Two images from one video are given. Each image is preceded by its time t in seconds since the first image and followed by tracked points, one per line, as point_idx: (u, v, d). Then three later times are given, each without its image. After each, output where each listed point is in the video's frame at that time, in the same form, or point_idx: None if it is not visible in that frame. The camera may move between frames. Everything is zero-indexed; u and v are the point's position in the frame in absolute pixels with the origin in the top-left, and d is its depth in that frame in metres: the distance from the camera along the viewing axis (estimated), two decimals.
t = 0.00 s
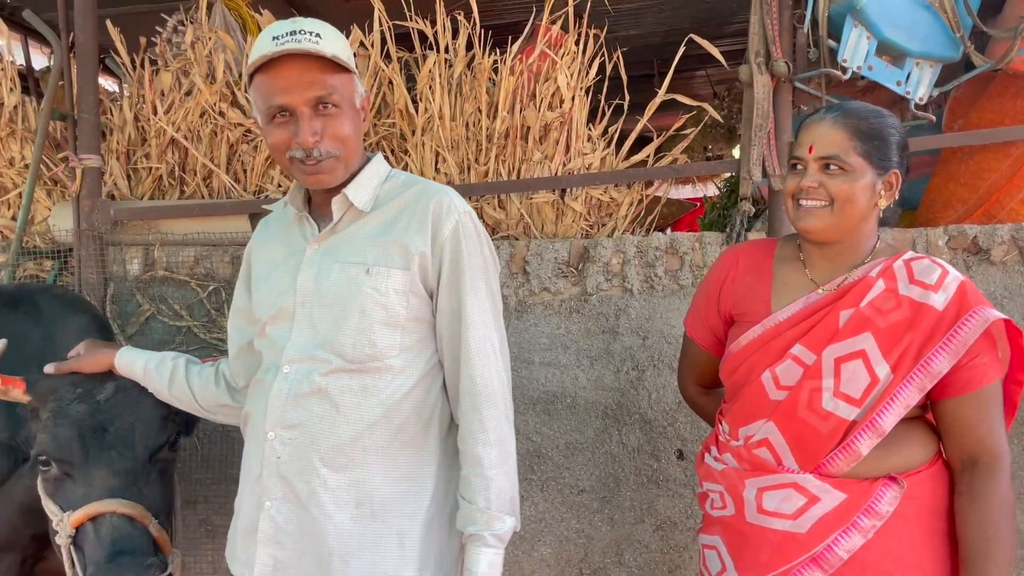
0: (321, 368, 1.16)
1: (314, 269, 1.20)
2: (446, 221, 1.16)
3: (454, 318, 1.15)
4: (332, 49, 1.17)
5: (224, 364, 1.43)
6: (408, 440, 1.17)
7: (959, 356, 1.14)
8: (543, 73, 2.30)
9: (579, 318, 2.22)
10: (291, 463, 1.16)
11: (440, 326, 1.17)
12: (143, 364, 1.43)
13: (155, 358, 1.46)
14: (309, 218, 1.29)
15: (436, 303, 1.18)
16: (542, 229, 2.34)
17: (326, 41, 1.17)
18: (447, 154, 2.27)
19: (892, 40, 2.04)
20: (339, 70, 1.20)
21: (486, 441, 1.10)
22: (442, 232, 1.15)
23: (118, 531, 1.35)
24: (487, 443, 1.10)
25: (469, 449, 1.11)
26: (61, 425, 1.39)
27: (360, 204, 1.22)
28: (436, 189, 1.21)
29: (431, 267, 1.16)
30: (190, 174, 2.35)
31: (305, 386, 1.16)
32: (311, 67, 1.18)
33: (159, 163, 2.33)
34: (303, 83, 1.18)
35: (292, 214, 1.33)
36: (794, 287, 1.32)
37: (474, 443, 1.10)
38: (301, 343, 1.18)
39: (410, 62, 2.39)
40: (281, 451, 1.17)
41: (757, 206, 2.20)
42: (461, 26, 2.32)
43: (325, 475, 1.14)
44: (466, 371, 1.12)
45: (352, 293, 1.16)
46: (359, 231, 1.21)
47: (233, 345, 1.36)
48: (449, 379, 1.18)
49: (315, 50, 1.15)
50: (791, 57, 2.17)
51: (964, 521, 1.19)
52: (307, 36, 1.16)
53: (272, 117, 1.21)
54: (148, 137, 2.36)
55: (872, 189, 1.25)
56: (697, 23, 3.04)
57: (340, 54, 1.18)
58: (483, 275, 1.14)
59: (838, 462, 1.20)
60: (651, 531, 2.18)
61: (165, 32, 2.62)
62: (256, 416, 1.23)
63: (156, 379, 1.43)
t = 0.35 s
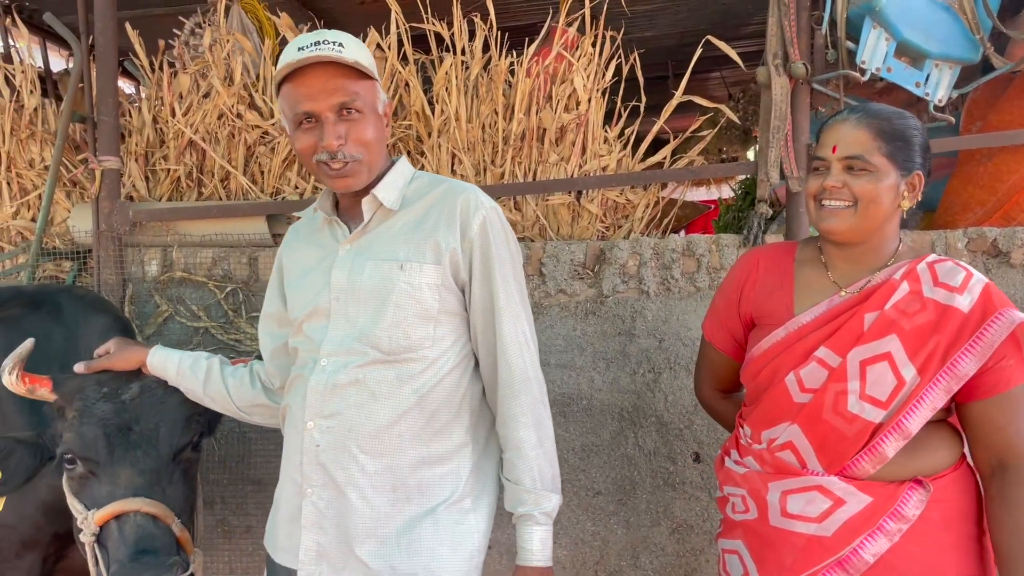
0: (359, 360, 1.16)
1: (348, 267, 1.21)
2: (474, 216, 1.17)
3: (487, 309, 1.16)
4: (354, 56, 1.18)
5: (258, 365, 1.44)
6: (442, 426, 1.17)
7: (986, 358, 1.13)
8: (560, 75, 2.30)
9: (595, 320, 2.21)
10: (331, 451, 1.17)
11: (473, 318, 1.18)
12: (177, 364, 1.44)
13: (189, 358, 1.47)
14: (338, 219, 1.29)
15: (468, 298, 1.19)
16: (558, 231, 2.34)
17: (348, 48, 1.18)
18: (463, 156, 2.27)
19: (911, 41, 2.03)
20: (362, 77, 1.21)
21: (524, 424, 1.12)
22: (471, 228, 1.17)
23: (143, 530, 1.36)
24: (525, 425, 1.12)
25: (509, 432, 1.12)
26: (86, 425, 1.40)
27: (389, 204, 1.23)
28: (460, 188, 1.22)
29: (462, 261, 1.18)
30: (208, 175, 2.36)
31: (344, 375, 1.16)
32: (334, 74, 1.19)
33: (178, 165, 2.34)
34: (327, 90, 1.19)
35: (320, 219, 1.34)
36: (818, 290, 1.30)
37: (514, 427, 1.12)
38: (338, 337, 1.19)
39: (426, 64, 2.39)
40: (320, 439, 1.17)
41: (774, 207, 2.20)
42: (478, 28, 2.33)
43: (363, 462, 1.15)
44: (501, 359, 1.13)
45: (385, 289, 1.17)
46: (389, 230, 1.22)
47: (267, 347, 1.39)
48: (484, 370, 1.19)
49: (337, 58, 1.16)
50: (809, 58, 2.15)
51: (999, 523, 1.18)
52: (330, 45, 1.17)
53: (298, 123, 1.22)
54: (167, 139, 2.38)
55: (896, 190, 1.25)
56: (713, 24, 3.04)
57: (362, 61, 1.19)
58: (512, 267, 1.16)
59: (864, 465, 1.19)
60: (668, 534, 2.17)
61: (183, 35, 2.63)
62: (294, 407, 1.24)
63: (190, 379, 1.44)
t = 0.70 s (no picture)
0: (380, 359, 1.17)
1: (377, 265, 1.21)
2: (506, 227, 1.17)
3: (512, 319, 1.17)
4: (398, 57, 1.19)
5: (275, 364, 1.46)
6: (458, 433, 1.17)
7: (1006, 360, 1.14)
8: (572, 78, 2.30)
9: (606, 323, 2.21)
10: (347, 452, 1.18)
11: (497, 327, 1.18)
12: (194, 366, 1.45)
13: (205, 360, 1.48)
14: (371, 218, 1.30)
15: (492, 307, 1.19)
16: (569, 234, 2.34)
17: (391, 50, 1.19)
18: (475, 158, 2.28)
19: (925, 43, 2.02)
20: (404, 78, 1.22)
21: (543, 439, 1.12)
22: (502, 238, 1.17)
23: (159, 532, 1.36)
24: (543, 441, 1.12)
25: (526, 445, 1.12)
26: (104, 427, 1.41)
27: (424, 207, 1.24)
28: (498, 196, 1.22)
29: (490, 268, 1.18)
30: (222, 178, 2.38)
31: (363, 375, 1.17)
32: (377, 74, 1.20)
33: (191, 168, 2.36)
34: (370, 91, 1.20)
35: (353, 214, 1.34)
36: (832, 293, 1.30)
37: (532, 441, 1.12)
38: (361, 336, 1.19)
39: (438, 67, 2.40)
40: (337, 439, 1.18)
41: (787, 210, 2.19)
42: (490, 31, 2.33)
43: (378, 464, 1.15)
44: (525, 371, 1.14)
45: (413, 291, 1.17)
46: (421, 232, 1.23)
47: (286, 342, 1.41)
48: (504, 382, 1.19)
49: (381, 58, 1.18)
50: (822, 60, 2.15)
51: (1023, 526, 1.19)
52: (374, 45, 1.18)
53: (340, 122, 1.23)
54: (181, 142, 2.39)
55: (927, 198, 1.26)
56: (724, 27, 3.04)
57: (405, 61, 1.20)
58: (540, 281, 1.17)
59: (885, 469, 1.19)
60: (679, 537, 2.16)
61: (197, 39, 2.65)
62: (313, 406, 1.24)
63: (206, 381, 1.45)
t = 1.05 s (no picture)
0: (400, 368, 1.17)
1: (404, 268, 1.22)
2: (540, 241, 1.17)
3: (539, 336, 1.16)
4: (446, 53, 1.17)
5: (277, 359, 1.46)
6: (477, 445, 1.17)
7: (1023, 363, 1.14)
8: (581, 81, 2.31)
9: (616, 326, 2.21)
10: (363, 459, 1.18)
11: (524, 342, 1.18)
12: (197, 366, 1.45)
13: (208, 359, 1.48)
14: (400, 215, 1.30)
15: (519, 321, 1.19)
16: (579, 237, 2.35)
17: (441, 46, 1.17)
18: (484, 162, 2.28)
19: (936, 46, 2.01)
20: (450, 75, 1.20)
21: (567, 464, 1.12)
22: (535, 253, 1.16)
23: (169, 538, 1.37)
24: (568, 466, 1.12)
25: (548, 468, 1.13)
26: (114, 432, 1.42)
27: (459, 213, 1.23)
28: (533, 208, 1.21)
29: (519, 283, 1.17)
30: (232, 181, 2.39)
31: (380, 384, 1.18)
32: (424, 71, 1.18)
33: (203, 171, 2.37)
34: (419, 89, 1.17)
35: (381, 211, 1.34)
36: (845, 299, 1.30)
37: (555, 465, 1.13)
38: (381, 342, 1.19)
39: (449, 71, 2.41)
40: (353, 446, 1.19)
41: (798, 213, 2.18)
42: (500, 34, 2.34)
43: (394, 474, 1.16)
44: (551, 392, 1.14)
45: (440, 299, 1.17)
46: (451, 238, 1.23)
47: (298, 330, 1.42)
48: (527, 399, 1.19)
49: (430, 54, 1.16)
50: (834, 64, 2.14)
51: None
52: (422, 40, 1.16)
53: (383, 119, 1.20)
54: (192, 146, 2.40)
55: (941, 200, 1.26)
56: (734, 29, 3.04)
57: (452, 58, 1.19)
58: (569, 300, 1.17)
59: (905, 476, 1.18)
60: (689, 542, 2.16)
61: (208, 43, 2.67)
62: (330, 413, 1.24)
63: (210, 379, 1.45)
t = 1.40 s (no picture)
0: (415, 375, 1.17)
1: (427, 272, 1.22)
2: (570, 256, 1.17)
3: (568, 353, 1.17)
4: (495, 48, 1.18)
5: (275, 351, 1.45)
6: (493, 458, 1.17)
7: None
8: (589, 84, 2.31)
9: (624, 329, 2.22)
10: (373, 468, 1.18)
11: (550, 359, 1.18)
12: (197, 367, 1.45)
13: (206, 360, 1.47)
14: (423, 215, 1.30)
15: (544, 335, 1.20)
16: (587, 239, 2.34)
17: (492, 43, 1.17)
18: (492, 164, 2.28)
19: (946, 48, 2.00)
20: (496, 73, 1.21)
21: (593, 487, 1.14)
22: (564, 267, 1.17)
23: (173, 544, 1.37)
24: (594, 489, 1.14)
25: (574, 491, 1.15)
26: (119, 438, 1.43)
27: (487, 217, 1.22)
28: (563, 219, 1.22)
29: (546, 297, 1.18)
30: (241, 184, 2.40)
31: (393, 393, 1.18)
32: (471, 64, 1.18)
33: (212, 174, 2.38)
34: (463, 82, 1.18)
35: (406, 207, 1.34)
36: (858, 302, 1.29)
37: (582, 488, 1.14)
38: (395, 349, 1.19)
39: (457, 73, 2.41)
40: (364, 455, 1.19)
41: (807, 216, 2.17)
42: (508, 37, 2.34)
43: (406, 485, 1.16)
44: (579, 413, 1.16)
45: (463, 308, 1.18)
46: (477, 244, 1.23)
47: (300, 326, 1.41)
48: (551, 416, 1.20)
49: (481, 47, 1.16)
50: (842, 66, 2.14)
51: None
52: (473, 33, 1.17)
53: (423, 109, 1.20)
54: (201, 149, 2.41)
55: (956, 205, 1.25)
56: (742, 31, 3.03)
57: (501, 55, 1.19)
58: (598, 316, 1.18)
59: (917, 482, 1.18)
60: (698, 546, 2.14)
61: (217, 47, 2.68)
62: (341, 420, 1.24)
63: (210, 379, 1.45)
